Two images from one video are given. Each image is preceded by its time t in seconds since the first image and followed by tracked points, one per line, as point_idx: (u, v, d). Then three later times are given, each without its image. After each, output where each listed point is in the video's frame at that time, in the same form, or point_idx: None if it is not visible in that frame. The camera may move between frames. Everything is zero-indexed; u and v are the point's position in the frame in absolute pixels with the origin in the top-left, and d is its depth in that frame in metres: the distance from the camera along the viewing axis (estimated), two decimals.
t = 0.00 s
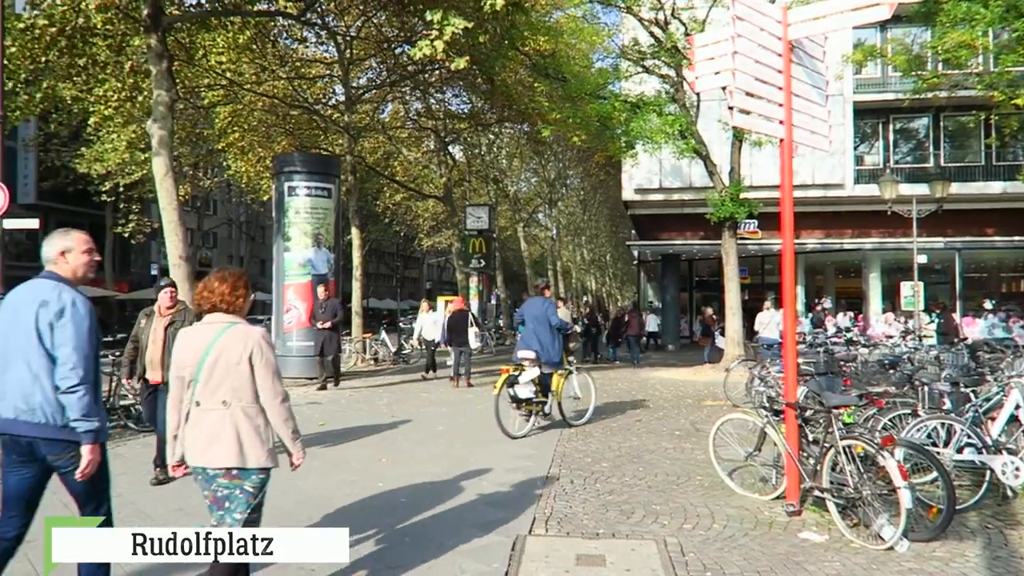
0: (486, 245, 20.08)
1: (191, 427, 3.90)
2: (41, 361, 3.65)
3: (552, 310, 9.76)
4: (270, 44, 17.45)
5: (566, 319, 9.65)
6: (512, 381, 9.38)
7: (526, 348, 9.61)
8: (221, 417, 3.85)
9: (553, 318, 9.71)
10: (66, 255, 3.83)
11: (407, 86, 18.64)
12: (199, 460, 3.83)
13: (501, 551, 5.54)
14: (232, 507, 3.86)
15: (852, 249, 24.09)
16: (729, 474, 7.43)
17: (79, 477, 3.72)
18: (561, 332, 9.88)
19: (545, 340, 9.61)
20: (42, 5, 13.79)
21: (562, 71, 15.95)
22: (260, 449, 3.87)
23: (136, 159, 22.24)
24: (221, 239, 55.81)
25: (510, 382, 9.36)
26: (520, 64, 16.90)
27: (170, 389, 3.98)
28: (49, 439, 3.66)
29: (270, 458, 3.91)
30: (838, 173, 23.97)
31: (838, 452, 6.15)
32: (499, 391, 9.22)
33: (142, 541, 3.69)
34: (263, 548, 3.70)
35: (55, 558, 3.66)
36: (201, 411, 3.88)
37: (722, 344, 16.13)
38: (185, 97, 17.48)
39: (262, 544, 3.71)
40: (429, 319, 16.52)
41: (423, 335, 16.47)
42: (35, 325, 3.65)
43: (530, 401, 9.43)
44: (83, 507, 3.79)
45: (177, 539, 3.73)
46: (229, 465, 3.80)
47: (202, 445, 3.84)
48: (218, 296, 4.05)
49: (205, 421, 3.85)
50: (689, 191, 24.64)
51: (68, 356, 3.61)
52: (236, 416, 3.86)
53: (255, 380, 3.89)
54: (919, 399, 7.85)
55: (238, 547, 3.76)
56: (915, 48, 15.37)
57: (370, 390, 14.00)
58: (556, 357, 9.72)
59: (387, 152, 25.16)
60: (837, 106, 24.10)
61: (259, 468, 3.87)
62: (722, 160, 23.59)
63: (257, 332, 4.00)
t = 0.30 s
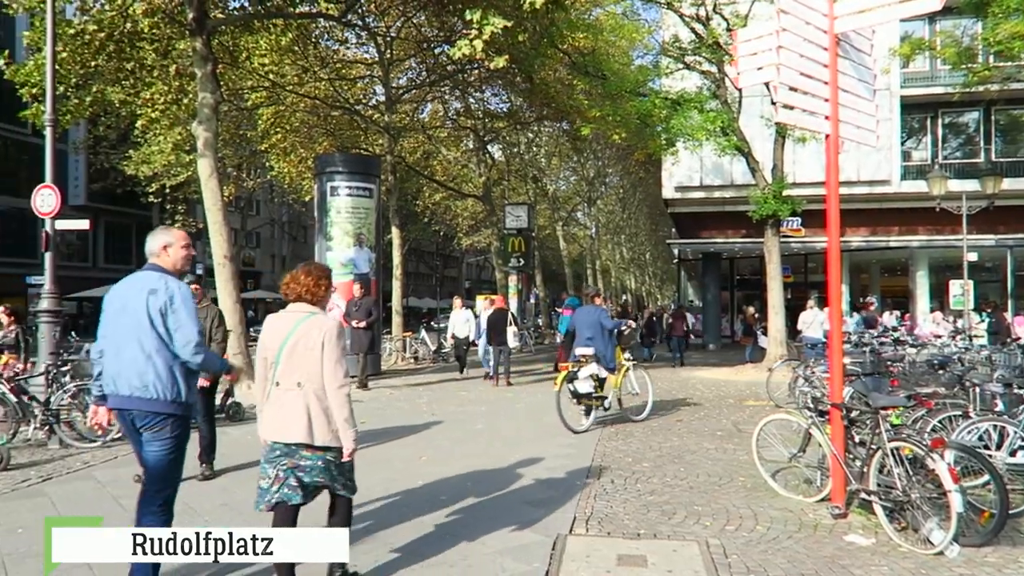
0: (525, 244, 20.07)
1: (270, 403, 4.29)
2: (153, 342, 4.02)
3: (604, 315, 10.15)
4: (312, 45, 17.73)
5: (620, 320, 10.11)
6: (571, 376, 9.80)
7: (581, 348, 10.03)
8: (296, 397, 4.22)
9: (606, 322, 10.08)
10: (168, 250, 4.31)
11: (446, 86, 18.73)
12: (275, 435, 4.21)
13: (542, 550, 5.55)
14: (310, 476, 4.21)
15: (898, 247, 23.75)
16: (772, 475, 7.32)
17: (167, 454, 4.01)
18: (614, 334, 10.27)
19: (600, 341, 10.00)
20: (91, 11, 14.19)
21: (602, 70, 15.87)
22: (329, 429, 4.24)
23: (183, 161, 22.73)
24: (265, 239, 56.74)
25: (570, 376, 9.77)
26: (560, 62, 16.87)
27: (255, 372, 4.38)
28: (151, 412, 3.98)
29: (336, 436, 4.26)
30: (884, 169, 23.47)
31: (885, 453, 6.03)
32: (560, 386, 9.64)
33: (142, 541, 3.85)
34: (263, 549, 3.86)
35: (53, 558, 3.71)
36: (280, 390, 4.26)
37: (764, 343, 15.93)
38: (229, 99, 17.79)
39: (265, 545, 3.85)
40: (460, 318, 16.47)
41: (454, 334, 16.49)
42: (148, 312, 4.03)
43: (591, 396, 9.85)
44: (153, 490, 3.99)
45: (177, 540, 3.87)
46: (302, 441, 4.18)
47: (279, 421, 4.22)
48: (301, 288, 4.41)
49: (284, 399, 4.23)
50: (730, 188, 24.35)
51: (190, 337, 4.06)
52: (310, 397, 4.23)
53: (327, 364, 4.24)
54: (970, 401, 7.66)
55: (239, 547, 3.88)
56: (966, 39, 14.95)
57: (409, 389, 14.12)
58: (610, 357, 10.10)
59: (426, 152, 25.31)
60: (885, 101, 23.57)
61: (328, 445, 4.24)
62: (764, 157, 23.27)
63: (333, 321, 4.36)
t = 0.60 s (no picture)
0: (565, 242, 20.04)
1: (356, 396, 4.56)
2: (250, 340, 4.44)
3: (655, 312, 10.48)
4: (355, 46, 17.95)
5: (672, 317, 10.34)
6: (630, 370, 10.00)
7: (636, 345, 10.27)
8: (382, 392, 4.49)
9: (658, 319, 10.40)
10: (256, 259, 4.63)
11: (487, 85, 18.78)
12: (360, 425, 4.48)
13: (585, 549, 5.54)
14: (393, 468, 4.47)
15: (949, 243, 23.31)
16: (819, 477, 7.22)
17: (258, 442, 4.43)
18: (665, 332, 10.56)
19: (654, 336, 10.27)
20: (141, 16, 14.56)
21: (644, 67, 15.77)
22: (410, 425, 4.50)
23: (229, 162, 23.18)
24: (308, 238, 57.57)
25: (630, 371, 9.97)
26: (601, 60, 16.82)
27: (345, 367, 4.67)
28: (247, 404, 4.40)
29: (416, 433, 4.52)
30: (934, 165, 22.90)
31: (937, 456, 5.88)
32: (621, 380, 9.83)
33: (142, 540, 4.02)
34: (262, 548, 4.05)
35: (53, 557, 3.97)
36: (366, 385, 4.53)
37: (809, 342, 15.69)
38: (274, 101, 18.11)
39: (264, 544, 4.05)
40: (494, 319, 16.50)
41: (489, 334, 16.58)
42: (245, 314, 4.44)
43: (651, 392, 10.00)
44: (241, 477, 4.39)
45: (177, 540, 4.09)
46: (384, 433, 4.44)
47: (365, 413, 4.48)
48: (391, 294, 4.63)
49: (369, 394, 4.50)
50: (775, 185, 24.06)
51: (287, 334, 4.40)
52: (394, 394, 4.50)
53: (412, 364, 4.52)
54: None
55: (239, 546, 4.10)
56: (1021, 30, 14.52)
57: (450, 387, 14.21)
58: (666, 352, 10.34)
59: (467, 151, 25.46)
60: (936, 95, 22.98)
61: (408, 440, 4.49)
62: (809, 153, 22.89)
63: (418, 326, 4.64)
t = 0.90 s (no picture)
0: (607, 242, 19.91)
1: (434, 383, 5.03)
2: (329, 330, 5.04)
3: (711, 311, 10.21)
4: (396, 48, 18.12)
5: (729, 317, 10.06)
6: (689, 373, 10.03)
7: (692, 346, 10.12)
8: (459, 378, 4.96)
9: (714, 319, 10.14)
10: (332, 255, 5.23)
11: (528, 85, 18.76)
12: (440, 409, 4.96)
13: (630, 552, 5.48)
14: (472, 445, 4.94)
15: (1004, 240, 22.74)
16: (870, 482, 7.04)
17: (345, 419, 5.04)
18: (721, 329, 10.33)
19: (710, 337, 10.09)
20: (190, 22, 14.87)
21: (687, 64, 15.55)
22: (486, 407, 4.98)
23: (274, 164, 23.54)
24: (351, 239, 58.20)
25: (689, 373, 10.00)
26: (644, 58, 16.69)
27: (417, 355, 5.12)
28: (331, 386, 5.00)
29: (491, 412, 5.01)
30: (988, 161, 22.29)
31: (994, 462, 5.68)
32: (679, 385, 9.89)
33: (142, 542, 4.65)
34: (260, 548, 4.60)
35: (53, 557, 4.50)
36: (444, 373, 5.00)
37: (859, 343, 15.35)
38: (318, 103, 18.37)
39: (263, 544, 4.60)
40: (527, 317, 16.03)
41: (521, 332, 16.15)
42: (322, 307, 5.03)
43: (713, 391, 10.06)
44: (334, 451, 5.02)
45: (178, 541, 4.65)
46: (464, 415, 4.91)
47: (445, 398, 4.96)
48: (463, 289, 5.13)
49: (448, 380, 4.98)
50: (821, 183, 23.67)
51: (363, 323, 5.01)
52: (470, 379, 4.97)
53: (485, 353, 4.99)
54: None
55: (239, 546, 4.62)
56: None
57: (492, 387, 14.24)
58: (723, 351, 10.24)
59: (508, 151, 25.51)
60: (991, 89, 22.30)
61: (484, 420, 4.97)
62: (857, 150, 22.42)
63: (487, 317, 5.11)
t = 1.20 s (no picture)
0: (648, 241, 19.75)
1: (505, 382, 5.21)
2: (408, 335, 5.25)
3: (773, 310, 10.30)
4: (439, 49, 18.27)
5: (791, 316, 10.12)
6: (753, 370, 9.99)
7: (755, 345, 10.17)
8: (529, 375, 5.13)
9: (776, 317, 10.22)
10: (412, 265, 5.44)
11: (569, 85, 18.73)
12: (513, 404, 5.12)
13: (673, 553, 5.43)
14: (545, 438, 5.10)
15: None
16: (922, 487, 6.87)
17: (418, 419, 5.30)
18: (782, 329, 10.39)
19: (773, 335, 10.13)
20: (237, 27, 15.15)
21: (731, 61, 15.32)
22: (556, 401, 5.13)
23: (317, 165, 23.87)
24: (394, 239, 58.71)
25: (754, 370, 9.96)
26: (687, 55, 16.55)
27: (487, 356, 5.32)
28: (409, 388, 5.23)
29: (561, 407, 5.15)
30: None
31: None
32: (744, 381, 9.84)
33: (141, 542, 4.77)
34: (261, 548, 4.71)
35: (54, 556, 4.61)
36: (514, 371, 5.17)
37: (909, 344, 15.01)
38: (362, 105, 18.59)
39: (263, 544, 4.70)
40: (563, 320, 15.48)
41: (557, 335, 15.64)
42: (403, 314, 5.25)
43: (774, 390, 9.98)
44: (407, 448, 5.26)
45: (178, 541, 4.78)
46: (536, 407, 5.07)
47: (517, 394, 5.12)
48: (526, 294, 5.32)
49: (520, 378, 5.14)
50: (870, 180, 23.26)
51: (438, 332, 5.24)
52: (539, 375, 5.13)
53: (552, 351, 5.16)
54: None
55: (239, 547, 4.73)
56: None
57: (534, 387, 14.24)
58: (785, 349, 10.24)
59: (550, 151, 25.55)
60: None
61: (554, 413, 5.12)
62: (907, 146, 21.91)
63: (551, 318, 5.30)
